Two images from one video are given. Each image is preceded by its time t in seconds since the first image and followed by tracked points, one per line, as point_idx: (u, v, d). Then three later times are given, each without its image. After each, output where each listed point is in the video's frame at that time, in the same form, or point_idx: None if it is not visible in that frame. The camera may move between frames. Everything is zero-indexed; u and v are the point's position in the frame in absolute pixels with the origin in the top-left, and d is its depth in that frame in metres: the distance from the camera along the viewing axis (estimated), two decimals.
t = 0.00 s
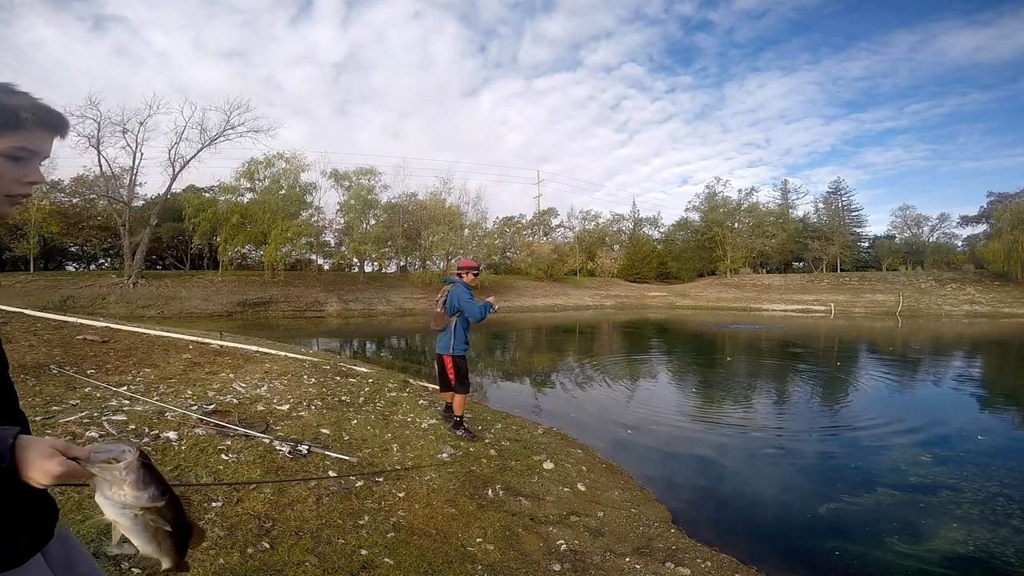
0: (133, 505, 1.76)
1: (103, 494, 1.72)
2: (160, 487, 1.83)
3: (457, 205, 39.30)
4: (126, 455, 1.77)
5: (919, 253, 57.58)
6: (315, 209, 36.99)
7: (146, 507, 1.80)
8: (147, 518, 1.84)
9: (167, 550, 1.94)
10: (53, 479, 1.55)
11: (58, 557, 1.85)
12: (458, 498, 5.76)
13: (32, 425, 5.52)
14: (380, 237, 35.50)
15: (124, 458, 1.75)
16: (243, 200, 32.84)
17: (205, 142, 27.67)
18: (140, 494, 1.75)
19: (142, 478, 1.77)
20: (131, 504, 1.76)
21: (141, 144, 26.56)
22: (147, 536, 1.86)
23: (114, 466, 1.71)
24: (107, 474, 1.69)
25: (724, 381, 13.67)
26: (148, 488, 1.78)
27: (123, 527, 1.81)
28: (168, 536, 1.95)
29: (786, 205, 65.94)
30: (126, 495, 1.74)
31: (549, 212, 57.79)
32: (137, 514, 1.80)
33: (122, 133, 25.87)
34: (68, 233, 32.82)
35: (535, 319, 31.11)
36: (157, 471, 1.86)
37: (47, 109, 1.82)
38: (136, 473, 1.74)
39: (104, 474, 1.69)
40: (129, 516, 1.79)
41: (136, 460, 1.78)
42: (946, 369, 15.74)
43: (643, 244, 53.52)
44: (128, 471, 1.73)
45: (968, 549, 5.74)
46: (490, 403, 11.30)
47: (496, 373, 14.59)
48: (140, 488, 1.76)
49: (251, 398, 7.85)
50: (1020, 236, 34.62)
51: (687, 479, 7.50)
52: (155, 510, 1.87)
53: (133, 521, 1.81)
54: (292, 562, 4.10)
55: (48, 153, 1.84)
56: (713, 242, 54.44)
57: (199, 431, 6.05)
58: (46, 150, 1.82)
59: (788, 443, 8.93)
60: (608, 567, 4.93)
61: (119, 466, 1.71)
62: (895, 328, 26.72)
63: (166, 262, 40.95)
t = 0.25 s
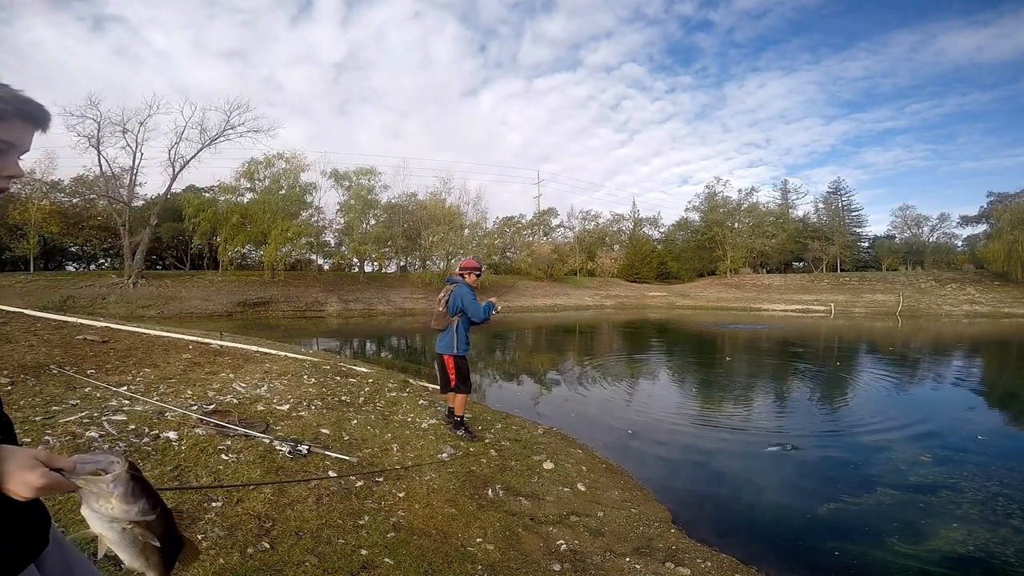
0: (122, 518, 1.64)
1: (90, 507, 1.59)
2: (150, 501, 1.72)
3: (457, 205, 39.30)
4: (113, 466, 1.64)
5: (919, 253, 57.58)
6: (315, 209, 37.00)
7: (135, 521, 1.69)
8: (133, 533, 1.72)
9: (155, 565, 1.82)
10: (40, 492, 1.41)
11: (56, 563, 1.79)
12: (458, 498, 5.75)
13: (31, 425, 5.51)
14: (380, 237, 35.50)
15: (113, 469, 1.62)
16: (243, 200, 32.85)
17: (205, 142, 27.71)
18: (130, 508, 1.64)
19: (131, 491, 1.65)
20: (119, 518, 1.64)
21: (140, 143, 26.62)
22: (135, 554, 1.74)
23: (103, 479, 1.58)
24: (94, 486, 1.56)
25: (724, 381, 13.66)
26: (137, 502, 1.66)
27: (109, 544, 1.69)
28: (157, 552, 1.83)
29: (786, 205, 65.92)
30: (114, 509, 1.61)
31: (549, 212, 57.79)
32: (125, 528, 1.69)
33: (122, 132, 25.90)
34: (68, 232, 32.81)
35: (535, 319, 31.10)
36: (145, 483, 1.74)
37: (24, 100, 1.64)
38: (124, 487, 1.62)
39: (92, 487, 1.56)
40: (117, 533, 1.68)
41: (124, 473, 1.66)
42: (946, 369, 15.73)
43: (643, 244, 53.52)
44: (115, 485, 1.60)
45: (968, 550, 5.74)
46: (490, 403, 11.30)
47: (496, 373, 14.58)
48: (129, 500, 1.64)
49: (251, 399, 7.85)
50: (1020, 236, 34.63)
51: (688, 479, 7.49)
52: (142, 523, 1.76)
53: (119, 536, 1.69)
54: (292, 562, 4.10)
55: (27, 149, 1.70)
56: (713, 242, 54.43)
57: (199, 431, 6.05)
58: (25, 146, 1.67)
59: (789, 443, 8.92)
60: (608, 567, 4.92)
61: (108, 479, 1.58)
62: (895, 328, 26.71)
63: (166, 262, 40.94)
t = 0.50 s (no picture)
0: (116, 525, 1.60)
1: (84, 515, 1.55)
2: (146, 507, 1.68)
3: (457, 205, 39.30)
4: (107, 471, 1.60)
5: (919, 253, 57.59)
6: (315, 209, 37.02)
7: (131, 527, 1.65)
8: (130, 540, 1.68)
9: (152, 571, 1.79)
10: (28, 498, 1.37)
11: (58, 562, 1.79)
12: (458, 498, 5.75)
13: (31, 425, 5.51)
14: (380, 237, 35.50)
15: (107, 475, 1.58)
16: (243, 200, 32.85)
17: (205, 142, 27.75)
18: (124, 515, 1.60)
19: (125, 497, 1.61)
20: (113, 525, 1.60)
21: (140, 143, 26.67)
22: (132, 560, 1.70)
23: (96, 485, 1.53)
24: (89, 493, 1.52)
25: (724, 381, 13.65)
26: (132, 509, 1.62)
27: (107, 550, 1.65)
28: (155, 558, 1.81)
29: (787, 205, 65.91)
30: (109, 516, 1.58)
31: (549, 212, 57.80)
32: (121, 534, 1.65)
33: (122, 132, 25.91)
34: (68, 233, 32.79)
35: (535, 319, 31.10)
36: (140, 488, 1.70)
37: (19, 97, 1.66)
38: (119, 493, 1.58)
39: (84, 494, 1.52)
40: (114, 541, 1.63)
41: (118, 478, 1.61)
42: (946, 369, 15.72)
43: (643, 244, 53.52)
44: (109, 491, 1.56)
45: (968, 549, 5.74)
46: (490, 403, 11.30)
47: (496, 373, 14.57)
48: (124, 507, 1.60)
49: (251, 398, 7.85)
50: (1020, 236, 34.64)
51: (688, 479, 7.48)
52: (139, 529, 1.72)
53: (116, 543, 1.65)
54: (292, 562, 4.10)
55: (19, 146, 1.71)
56: (713, 242, 54.43)
57: (199, 431, 6.05)
58: (16, 143, 1.68)
59: (789, 443, 8.92)
60: (608, 567, 4.93)
61: (101, 484, 1.54)
62: (895, 328, 26.71)
63: (166, 262, 40.93)
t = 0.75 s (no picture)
0: (112, 526, 1.58)
1: (80, 514, 1.53)
2: (142, 506, 1.66)
3: (457, 205, 39.30)
4: (101, 471, 1.58)
5: (919, 253, 57.62)
6: (315, 209, 37.03)
7: (128, 528, 1.63)
8: (126, 540, 1.65)
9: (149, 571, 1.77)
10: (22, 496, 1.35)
11: (59, 562, 1.79)
12: (458, 498, 5.76)
13: (31, 425, 5.52)
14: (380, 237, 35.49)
15: (101, 474, 1.56)
16: (243, 200, 32.85)
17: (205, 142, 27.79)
18: (121, 514, 1.57)
19: (122, 497, 1.58)
20: (109, 526, 1.57)
21: (141, 143, 26.75)
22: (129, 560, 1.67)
23: (90, 485, 1.51)
24: (83, 493, 1.49)
25: (724, 381, 13.65)
26: (128, 508, 1.60)
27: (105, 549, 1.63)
28: (152, 558, 1.79)
29: (787, 205, 65.90)
30: (104, 515, 1.55)
31: (549, 212, 57.79)
32: (118, 535, 1.63)
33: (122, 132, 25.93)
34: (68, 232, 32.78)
35: (535, 319, 31.09)
36: (136, 488, 1.67)
37: (18, 98, 1.67)
38: (114, 493, 1.55)
39: (79, 493, 1.49)
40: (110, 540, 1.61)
41: (112, 478, 1.58)
42: (946, 369, 15.72)
43: (643, 244, 53.52)
44: (104, 490, 1.53)
45: (967, 549, 5.75)
46: (490, 403, 11.30)
47: (496, 373, 14.57)
48: (120, 507, 1.58)
49: (250, 399, 7.85)
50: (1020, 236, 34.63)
51: (688, 480, 7.47)
52: (136, 529, 1.69)
53: (112, 543, 1.62)
54: (292, 562, 4.10)
55: (18, 146, 1.71)
56: (713, 242, 54.43)
57: (199, 431, 6.06)
58: (15, 143, 1.68)
59: (789, 443, 8.92)
60: (608, 567, 4.92)
61: (95, 485, 1.51)
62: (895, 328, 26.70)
63: (166, 262, 40.93)
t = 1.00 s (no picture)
0: (109, 524, 1.57)
1: (76, 512, 1.52)
2: (139, 504, 1.65)
3: (457, 205, 39.30)
4: (97, 468, 1.57)
5: (919, 253, 57.62)
6: (315, 209, 37.06)
7: (125, 526, 1.62)
8: (123, 538, 1.65)
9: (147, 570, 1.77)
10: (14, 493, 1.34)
11: (60, 561, 1.79)
12: (458, 498, 5.76)
13: (31, 425, 5.51)
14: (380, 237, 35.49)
15: (97, 472, 1.55)
16: (243, 200, 32.85)
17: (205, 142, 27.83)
18: (118, 512, 1.57)
19: (118, 494, 1.57)
20: (106, 524, 1.57)
21: (141, 143, 26.80)
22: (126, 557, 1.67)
23: (86, 482, 1.50)
24: (79, 491, 1.49)
25: (723, 381, 13.64)
26: (125, 506, 1.59)
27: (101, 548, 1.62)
28: (150, 556, 1.80)
29: (786, 205, 65.89)
30: (101, 513, 1.54)
31: (548, 212, 57.79)
32: (115, 533, 1.62)
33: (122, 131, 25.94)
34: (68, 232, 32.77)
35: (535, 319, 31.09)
36: (134, 485, 1.67)
37: (18, 97, 1.66)
38: (110, 489, 1.54)
39: (75, 490, 1.49)
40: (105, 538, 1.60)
41: (109, 475, 1.58)
42: (946, 369, 15.73)
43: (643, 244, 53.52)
44: (100, 488, 1.52)
45: (968, 549, 5.74)
46: (490, 403, 11.30)
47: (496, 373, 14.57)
48: (118, 505, 1.57)
49: (250, 398, 7.85)
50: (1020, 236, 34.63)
51: (688, 479, 7.48)
52: (133, 527, 1.69)
53: (109, 541, 1.62)
54: (293, 562, 4.10)
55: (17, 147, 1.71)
56: (713, 242, 54.41)
57: (199, 431, 6.06)
58: (14, 143, 1.68)
59: (788, 443, 8.92)
60: (609, 567, 4.92)
61: (91, 482, 1.51)
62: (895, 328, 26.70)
63: (166, 262, 40.93)
